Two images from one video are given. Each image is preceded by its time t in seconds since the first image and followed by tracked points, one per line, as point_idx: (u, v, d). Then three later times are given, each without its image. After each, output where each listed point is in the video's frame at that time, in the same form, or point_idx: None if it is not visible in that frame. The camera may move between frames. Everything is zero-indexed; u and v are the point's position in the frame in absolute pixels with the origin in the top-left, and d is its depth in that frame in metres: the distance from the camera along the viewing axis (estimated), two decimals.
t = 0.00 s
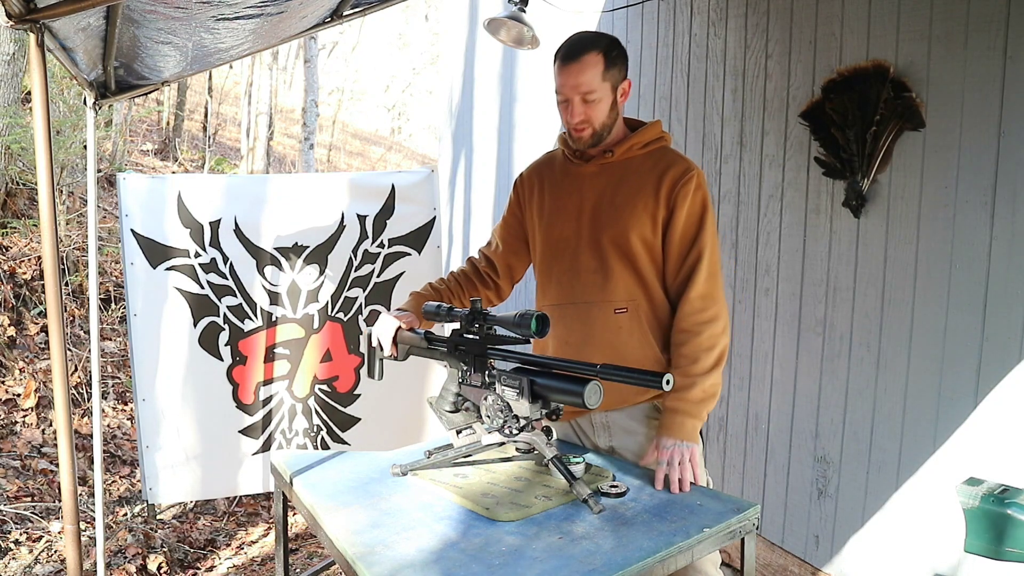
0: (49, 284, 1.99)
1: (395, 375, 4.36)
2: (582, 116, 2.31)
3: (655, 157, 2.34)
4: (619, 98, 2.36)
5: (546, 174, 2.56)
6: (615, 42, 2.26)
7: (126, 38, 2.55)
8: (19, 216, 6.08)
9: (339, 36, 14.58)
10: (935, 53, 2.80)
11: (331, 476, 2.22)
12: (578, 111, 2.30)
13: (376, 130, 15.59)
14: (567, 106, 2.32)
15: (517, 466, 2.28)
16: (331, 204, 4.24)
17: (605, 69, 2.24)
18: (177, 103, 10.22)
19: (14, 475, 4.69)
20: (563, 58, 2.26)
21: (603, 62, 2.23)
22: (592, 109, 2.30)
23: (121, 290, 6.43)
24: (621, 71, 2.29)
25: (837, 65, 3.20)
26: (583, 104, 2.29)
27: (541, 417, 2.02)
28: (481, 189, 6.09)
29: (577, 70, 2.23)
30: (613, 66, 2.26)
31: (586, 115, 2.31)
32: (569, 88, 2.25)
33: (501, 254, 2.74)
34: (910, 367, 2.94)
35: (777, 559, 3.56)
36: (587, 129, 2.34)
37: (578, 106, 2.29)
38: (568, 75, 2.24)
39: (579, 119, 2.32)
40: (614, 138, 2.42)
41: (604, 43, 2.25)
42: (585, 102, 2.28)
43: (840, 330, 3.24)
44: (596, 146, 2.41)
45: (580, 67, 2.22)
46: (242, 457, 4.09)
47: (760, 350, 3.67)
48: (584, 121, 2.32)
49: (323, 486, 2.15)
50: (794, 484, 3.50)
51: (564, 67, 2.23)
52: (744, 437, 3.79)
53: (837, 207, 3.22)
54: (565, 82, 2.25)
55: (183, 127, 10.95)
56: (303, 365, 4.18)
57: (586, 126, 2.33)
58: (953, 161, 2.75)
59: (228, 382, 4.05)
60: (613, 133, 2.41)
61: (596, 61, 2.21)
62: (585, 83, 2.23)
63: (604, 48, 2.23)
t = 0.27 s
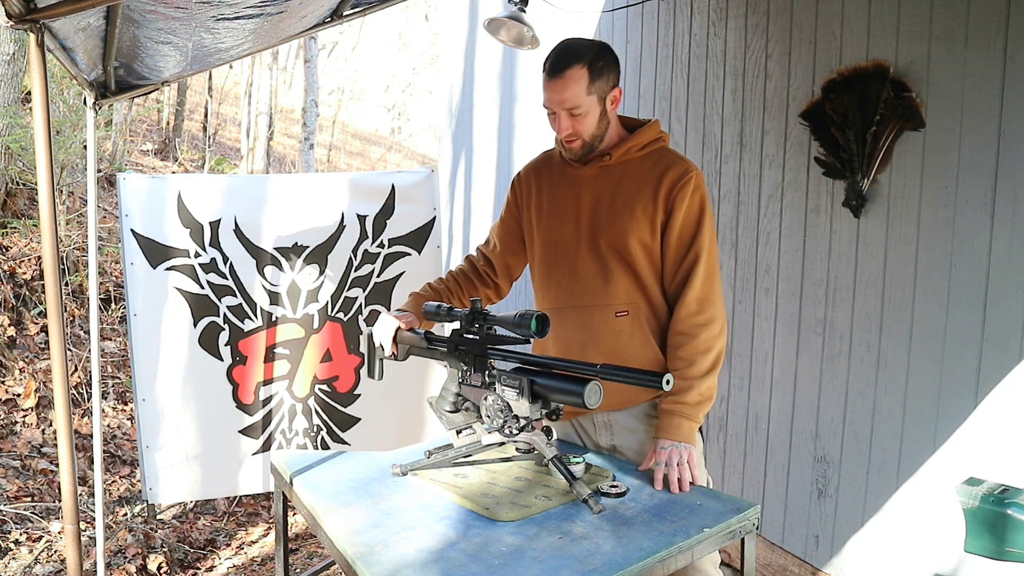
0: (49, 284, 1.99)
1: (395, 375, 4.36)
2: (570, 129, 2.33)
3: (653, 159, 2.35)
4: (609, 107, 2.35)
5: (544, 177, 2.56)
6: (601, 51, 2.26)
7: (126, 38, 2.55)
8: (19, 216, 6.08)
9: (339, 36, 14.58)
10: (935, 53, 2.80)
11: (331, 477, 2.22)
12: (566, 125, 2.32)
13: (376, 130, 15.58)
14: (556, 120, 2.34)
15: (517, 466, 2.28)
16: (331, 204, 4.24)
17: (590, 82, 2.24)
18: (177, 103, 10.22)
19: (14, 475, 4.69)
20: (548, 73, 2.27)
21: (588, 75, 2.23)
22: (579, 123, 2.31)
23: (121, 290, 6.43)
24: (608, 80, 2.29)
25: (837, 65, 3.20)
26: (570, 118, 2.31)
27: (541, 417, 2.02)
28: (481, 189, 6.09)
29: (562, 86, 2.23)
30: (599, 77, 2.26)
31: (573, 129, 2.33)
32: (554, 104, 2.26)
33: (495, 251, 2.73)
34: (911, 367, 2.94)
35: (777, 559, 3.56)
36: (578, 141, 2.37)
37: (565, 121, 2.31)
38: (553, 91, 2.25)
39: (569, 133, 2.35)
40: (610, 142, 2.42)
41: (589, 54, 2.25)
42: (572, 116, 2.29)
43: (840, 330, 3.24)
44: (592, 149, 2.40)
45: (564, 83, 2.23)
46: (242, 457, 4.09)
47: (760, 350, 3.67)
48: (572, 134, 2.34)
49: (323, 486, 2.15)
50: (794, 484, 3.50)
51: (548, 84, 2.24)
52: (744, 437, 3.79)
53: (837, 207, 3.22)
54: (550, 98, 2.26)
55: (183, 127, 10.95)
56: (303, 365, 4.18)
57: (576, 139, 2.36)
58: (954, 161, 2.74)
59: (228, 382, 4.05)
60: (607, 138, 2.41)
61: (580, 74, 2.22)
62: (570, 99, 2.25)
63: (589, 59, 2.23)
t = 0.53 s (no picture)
0: (49, 284, 1.99)
1: (395, 375, 4.36)
2: (549, 142, 2.33)
3: (639, 161, 2.33)
4: (588, 113, 2.34)
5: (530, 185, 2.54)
6: (576, 60, 2.24)
7: (126, 38, 2.55)
8: (19, 216, 6.08)
9: (339, 36, 14.59)
10: (935, 53, 2.80)
11: (331, 477, 2.22)
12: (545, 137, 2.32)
13: (376, 130, 15.58)
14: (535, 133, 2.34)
15: (517, 466, 2.28)
16: (331, 204, 4.24)
17: (565, 93, 2.24)
18: (177, 103, 10.22)
19: (14, 475, 4.69)
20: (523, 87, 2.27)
21: (562, 86, 2.23)
22: (558, 135, 2.31)
23: (121, 290, 6.43)
24: (584, 89, 2.28)
25: (837, 65, 3.20)
26: (548, 130, 2.30)
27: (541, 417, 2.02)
28: (481, 188, 6.09)
29: (536, 100, 2.24)
30: (574, 87, 2.25)
31: (552, 141, 2.33)
32: (531, 117, 2.27)
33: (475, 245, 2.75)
34: (911, 367, 2.94)
35: (777, 559, 3.56)
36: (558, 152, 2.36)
37: (543, 134, 2.32)
38: (529, 105, 2.25)
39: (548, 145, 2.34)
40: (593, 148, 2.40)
41: (563, 64, 2.23)
42: (549, 129, 2.29)
43: (840, 330, 3.24)
44: (576, 157, 2.38)
45: (538, 96, 2.23)
46: (242, 457, 4.09)
47: (760, 350, 3.67)
48: (552, 146, 2.34)
49: (323, 486, 2.15)
50: (794, 484, 3.50)
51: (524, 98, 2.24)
52: (745, 437, 3.79)
53: (837, 207, 3.22)
54: (527, 112, 2.27)
55: (183, 127, 10.95)
56: (303, 365, 4.18)
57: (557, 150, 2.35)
58: (954, 161, 2.74)
59: (228, 382, 4.05)
60: (589, 144, 2.39)
61: (554, 86, 2.21)
62: (546, 112, 2.25)
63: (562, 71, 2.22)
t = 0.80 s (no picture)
0: (49, 284, 2.00)
1: (395, 375, 4.37)
2: (520, 162, 2.27)
3: (620, 167, 2.32)
4: (559, 130, 2.26)
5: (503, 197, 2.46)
6: (543, 78, 2.17)
7: (126, 38, 2.55)
8: (19, 216, 6.07)
9: (338, 36, 14.60)
10: (935, 53, 2.80)
11: (331, 477, 2.22)
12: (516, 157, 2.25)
13: (376, 130, 15.56)
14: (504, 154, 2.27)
15: (517, 466, 2.28)
16: (331, 204, 4.24)
17: (533, 114, 2.16)
18: (177, 103, 10.22)
19: (14, 475, 4.69)
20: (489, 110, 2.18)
21: (530, 108, 2.15)
22: (529, 156, 2.24)
23: (121, 290, 6.43)
24: (553, 107, 2.20)
25: (837, 65, 3.20)
26: (519, 152, 2.23)
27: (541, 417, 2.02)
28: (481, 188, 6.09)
29: (503, 124, 2.16)
30: (543, 106, 2.18)
31: (524, 161, 2.26)
32: (500, 139, 2.20)
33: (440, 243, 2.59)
34: (911, 367, 2.94)
35: (777, 559, 3.56)
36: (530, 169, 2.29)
37: (514, 155, 2.24)
38: (496, 129, 2.17)
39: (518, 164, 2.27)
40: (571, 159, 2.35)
41: (530, 82, 2.16)
42: (521, 150, 2.22)
43: (840, 330, 3.25)
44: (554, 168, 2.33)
45: (506, 119, 2.15)
46: (242, 457, 4.09)
47: (760, 350, 3.67)
48: (525, 166, 2.28)
49: (323, 486, 2.15)
50: (794, 484, 3.50)
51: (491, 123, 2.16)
52: (745, 437, 3.79)
53: (837, 207, 3.22)
54: (496, 135, 2.19)
55: (183, 127, 10.94)
56: (303, 365, 4.18)
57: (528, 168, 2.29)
58: (954, 160, 2.74)
59: (228, 382, 4.05)
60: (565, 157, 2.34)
61: (522, 108, 2.13)
62: (516, 135, 2.17)
63: (528, 91, 2.14)
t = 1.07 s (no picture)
0: (49, 284, 2.00)
1: (395, 375, 4.37)
2: (502, 185, 2.21)
3: (607, 173, 2.32)
4: (541, 149, 2.23)
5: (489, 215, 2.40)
6: (521, 96, 2.14)
7: (126, 38, 2.55)
8: (19, 216, 6.08)
9: (338, 36, 14.60)
10: (935, 53, 2.80)
11: (331, 477, 2.22)
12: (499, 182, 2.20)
13: (376, 130, 15.56)
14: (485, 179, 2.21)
15: (517, 466, 2.28)
16: (331, 204, 4.24)
17: (513, 135, 2.13)
18: (177, 103, 10.22)
19: (14, 475, 4.69)
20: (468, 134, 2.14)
21: (510, 129, 2.11)
22: (512, 179, 2.20)
23: (121, 290, 6.43)
24: (534, 126, 2.18)
25: (837, 65, 3.20)
26: (502, 175, 2.18)
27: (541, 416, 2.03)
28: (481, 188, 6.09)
29: (484, 148, 2.12)
30: (523, 127, 2.15)
31: (508, 185, 2.22)
32: (481, 164, 2.15)
33: (423, 266, 2.41)
34: (911, 367, 2.94)
35: (777, 559, 3.55)
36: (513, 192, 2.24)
37: (496, 180, 2.20)
38: (478, 153, 2.13)
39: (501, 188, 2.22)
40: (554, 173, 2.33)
41: (508, 102, 2.13)
42: (504, 173, 2.18)
43: (840, 329, 3.25)
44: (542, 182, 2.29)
45: (487, 142, 2.11)
46: (242, 457, 4.09)
47: (760, 350, 3.67)
48: (509, 189, 2.23)
49: (323, 486, 2.15)
50: (794, 484, 3.50)
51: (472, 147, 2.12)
52: (744, 437, 3.79)
53: (837, 207, 3.22)
54: (476, 159, 2.15)
55: (183, 127, 10.94)
56: (303, 365, 4.18)
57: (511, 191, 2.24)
58: (954, 160, 2.75)
59: (228, 382, 4.05)
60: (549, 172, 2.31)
61: (502, 130, 2.10)
62: (498, 157, 2.13)
63: (505, 113, 2.11)
